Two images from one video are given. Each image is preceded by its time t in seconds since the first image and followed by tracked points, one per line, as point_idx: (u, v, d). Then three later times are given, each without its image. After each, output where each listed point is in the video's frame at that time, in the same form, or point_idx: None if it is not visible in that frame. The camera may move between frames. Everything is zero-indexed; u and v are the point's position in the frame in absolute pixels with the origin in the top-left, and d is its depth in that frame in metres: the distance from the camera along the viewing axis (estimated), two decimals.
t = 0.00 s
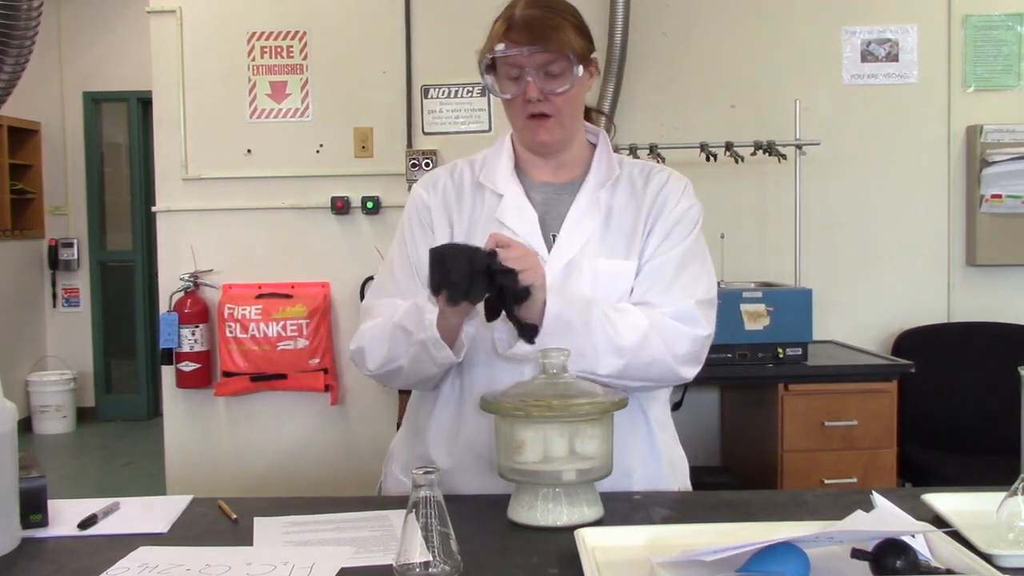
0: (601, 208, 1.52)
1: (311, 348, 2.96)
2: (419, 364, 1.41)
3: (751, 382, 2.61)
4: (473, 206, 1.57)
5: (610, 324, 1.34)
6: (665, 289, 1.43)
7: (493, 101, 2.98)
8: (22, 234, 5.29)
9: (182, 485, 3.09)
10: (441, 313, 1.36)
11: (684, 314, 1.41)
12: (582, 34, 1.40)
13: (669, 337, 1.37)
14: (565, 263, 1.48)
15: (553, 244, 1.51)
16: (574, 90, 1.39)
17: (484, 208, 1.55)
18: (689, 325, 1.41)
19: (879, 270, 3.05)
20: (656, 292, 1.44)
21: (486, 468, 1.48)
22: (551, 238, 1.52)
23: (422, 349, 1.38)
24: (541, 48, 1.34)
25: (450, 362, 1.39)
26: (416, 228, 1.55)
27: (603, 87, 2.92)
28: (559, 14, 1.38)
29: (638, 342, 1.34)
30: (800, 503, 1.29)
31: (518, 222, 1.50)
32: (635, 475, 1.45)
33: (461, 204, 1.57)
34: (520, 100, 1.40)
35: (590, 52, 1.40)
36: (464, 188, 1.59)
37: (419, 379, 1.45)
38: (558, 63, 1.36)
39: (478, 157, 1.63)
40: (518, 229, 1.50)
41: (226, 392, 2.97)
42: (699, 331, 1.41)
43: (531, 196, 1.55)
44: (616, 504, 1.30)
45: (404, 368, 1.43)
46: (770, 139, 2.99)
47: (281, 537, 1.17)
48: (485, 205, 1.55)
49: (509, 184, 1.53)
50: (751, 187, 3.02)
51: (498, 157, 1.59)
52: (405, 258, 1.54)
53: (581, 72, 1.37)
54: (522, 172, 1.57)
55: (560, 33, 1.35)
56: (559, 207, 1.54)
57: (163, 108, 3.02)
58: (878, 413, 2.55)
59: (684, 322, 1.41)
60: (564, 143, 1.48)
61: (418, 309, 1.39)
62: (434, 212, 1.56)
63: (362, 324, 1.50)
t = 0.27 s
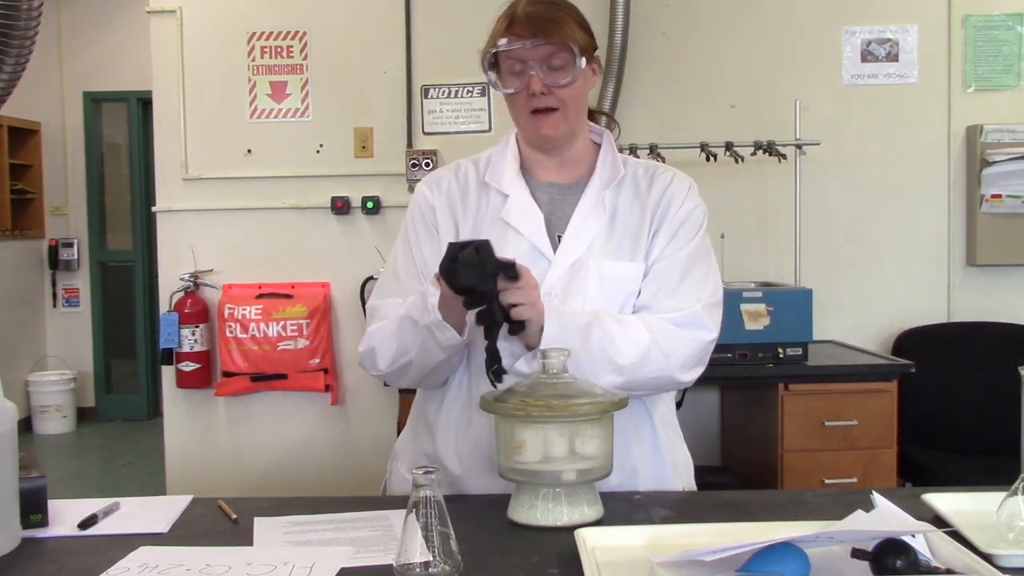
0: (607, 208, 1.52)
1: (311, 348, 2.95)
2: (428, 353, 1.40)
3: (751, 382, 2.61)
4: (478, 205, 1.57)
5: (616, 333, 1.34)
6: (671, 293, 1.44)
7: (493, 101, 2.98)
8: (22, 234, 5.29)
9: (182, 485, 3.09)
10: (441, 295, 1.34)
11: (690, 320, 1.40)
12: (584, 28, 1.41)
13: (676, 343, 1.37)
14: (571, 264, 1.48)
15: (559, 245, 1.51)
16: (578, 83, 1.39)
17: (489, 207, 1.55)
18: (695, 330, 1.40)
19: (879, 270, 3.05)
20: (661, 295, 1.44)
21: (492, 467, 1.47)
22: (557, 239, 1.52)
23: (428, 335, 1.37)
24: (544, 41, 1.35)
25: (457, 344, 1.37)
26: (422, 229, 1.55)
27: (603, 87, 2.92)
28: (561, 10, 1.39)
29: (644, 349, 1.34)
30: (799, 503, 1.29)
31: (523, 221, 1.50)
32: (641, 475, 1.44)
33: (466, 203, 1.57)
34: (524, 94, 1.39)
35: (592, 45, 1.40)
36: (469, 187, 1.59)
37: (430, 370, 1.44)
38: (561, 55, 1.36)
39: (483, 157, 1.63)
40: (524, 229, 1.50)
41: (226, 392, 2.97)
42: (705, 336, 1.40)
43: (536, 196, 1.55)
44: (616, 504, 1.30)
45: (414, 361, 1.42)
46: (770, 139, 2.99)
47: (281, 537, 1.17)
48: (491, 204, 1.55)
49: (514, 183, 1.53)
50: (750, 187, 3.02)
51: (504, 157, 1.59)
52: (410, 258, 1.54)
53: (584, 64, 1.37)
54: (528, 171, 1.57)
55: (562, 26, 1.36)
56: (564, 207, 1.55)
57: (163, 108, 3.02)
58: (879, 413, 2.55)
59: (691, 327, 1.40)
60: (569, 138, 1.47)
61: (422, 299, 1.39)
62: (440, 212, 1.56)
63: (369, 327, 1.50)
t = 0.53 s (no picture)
0: (609, 209, 1.52)
1: (310, 347, 2.95)
2: (432, 355, 1.40)
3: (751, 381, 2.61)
4: (481, 204, 1.57)
5: (619, 331, 1.34)
6: (673, 294, 1.44)
7: (492, 100, 2.98)
8: (21, 233, 5.29)
9: (181, 484, 3.09)
10: (449, 299, 1.34)
11: (693, 322, 1.40)
12: (579, 26, 1.40)
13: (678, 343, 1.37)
14: (573, 264, 1.48)
15: (561, 245, 1.51)
16: (575, 81, 1.39)
17: (492, 206, 1.55)
18: (697, 332, 1.40)
19: (879, 270, 3.05)
20: (664, 296, 1.44)
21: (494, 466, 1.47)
22: (559, 239, 1.52)
23: (433, 337, 1.37)
24: (538, 42, 1.35)
25: (461, 349, 1.37)
26: (423, 228, 1.55)
27: (603, 86, 2.92)
28: (555, 10, 1.39)
29: (647, 348, 1.34)
30: (799, 502, 1.29)
31: (525, 221, 1.50)
32: (641, 470, 1.45)
33: (469, 202, 1.57)
34: (522, 96, 1.39)
35: (587, 43, 1.40)
36: (472, 186, 1.59)
37: (432, 371, 1.44)
38: (556, 55, 1.36)
39: (486, 156, 1.63)
40: (526, 228, 1.50)
41: (225, 391, 2.97)
42: (706, 338, 1.40)
43: (538, 195, 1.55)
44: (616, 503, 1.30)
45: (418, 361, 1.42)
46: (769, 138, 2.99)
47: (280, 536, 1.17)
48: (494, 203, 1.55)
49: (517, 183, 1.54)
50: (750, 186, 3.02)
51: (507, 157, 1.59)
52: (413, 257, 1.54)
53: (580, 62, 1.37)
54: (530, 171, 1.57)
55: (556, 26, 1.36)
56: (566, 206, 1.54)
57: (162, 108, 3.02)
58: (878, 412, 2.55)
59: (693, 329, 1.40)
60: (568, 136, 1.47)
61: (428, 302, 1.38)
62: (442, 211, 1.56)
63: (371, 326, 1.50)
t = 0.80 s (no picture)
0: (609, 208, 1.51)
1: (310, 347, 2.95)
2: (430, 351, 1.40)
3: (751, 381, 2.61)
4: (481, 204, 1.57)
5: (621, 323, 1.35)
6: (672, 293, 1.44)
7: (492, 100, 2.98)
8: (21, 233, 5.28)
9: (181, 484, 3.09)
10: (446, 296, 1.33)
11: (693, 322, 1.40)
12: (580, 27, 1.40)
13: (678, 340, 1.37)
14: (573, 262, 1.48)
15: (561, 244, 1.51)
16: (577, 83, 1.39)
17: (491, 206, 1.55)
18: (695, 331, 1.40)
19: (879, 270, 3.05)
20: (663, 295, 1.44)
21: (492, 465, 1.47)
22: (558, 238, 1.52)
23: (430, 334, 1.37)
24: (540, 44, 1.35)
25: (458, 344, 1.37)
26: (423, 228, 1.55)
27: (602, 86, 2.92)
28: (556, 10, 1.38)
29: (649, 340, 1.35)
30: (799, 501, 1.29)
31: (525, 220, 1.50)
32: (640, 470, 1.45)
33: (469, 201, 1.57)
34: (524, 98, 1.40)
35: (588, 44, 1.40)
36: (472, 185, 1.58)
37: (430, 368, 1.44)
38: (558, 57, 1.36)
39: (486, 155, 1.63)
40: (525, 227, 1.50)
41: (225, 391, 2.97)
42: (705, 338, 1.40)
43: (538, 195, 1.55)
44: (616, 502, 1.30)
45: (416, 357, 1.42)
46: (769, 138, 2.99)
47: (280, 536, 1.17)
48: (494, 203, 1.55)
49: (517, 183, 1.54)
50: (750, 186, 3.02)
51: (507, 157, 1.59)
52: (413, 257, 1.54)
53: (581, 64, 1.37)
54: (530, 170, 1.57)
55: (557, 28, 1.35)
56: (566, 206, 1.54)
57: (162, 108, 3.02)
58: (878, 412, 2.55)
59: (693, 327, 1.40)
60: (569, 137, 1.47)
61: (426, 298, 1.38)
62: (441, 210, 1.56)
63: (370, 323, 1.50)
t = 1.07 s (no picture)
0: (608, 207, 1.51)
1: (310, 347, 2.95)
2: (424, 363, 1.41)
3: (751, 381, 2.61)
4: (478, 202, 1.56)
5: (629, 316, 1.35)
6: (671, 293, 1.44)
7: (492, 99, 2.98)
8: (21, 233, 5.28)
9: (181, 484, 3.09)
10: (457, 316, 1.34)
11: (692, 321, 1.40)
12: (582, 28, 1.41)
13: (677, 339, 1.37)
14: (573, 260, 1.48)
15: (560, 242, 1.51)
16: (579, 84, 1.39)
17: (489, 204, 1.55)
18: (692, 330, 1.40)
19: (879, 269, 3.05)
20: (661, 293, 1.44)
21: (492, 465, 1.48)
22: (557, 237, 1.52)
23: (431, 348, 1.38)
24: (543, 44, 1.35)
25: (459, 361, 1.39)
26: (420, 226, 1.55)
27: (602, 85, 2.92)
28: (558, 11, 1.39)
29: (657, 333, 1.35)
30: (799, 501, 1.29)
31: (523, 219, 1.50)
32: (639, 470, 1.45)
33: (467, 199, 1.57)
34: (525, 98, 1.40)
35: (590, 46, 1.40)
36: (471, 183, 1.58)
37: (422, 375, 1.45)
38: (560, 58, 1.36)
39: (486, 154, 1.63)
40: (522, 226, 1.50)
41: (225, 391, 2.97)
42: (704, 340, 1.40)
43: (536, 193, 1.55)
44: (616, 502, 1.30)
45: (407, 365, 1.42)
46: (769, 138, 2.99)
47: (280, 536, 1.17)
48: (492, 201, 1.55)
49: (516, 181, 1.53)
50: (750, 185, 3.02)
51: (506, 156, 1.58)
52: (409, 255, 1.54)
53: (584, 65, 1.37)
54: (529, 169, 1.57)
55: (560, 28, 1.36)
56: (564, 205, 1.54)
57: (162, 108, 3.02)
58: (878, 411, 2.55)
59: (692, 329, 1.40)
60: (569, 137, 1.47)
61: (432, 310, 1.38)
62: (439, 209, 1.56)
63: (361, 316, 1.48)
